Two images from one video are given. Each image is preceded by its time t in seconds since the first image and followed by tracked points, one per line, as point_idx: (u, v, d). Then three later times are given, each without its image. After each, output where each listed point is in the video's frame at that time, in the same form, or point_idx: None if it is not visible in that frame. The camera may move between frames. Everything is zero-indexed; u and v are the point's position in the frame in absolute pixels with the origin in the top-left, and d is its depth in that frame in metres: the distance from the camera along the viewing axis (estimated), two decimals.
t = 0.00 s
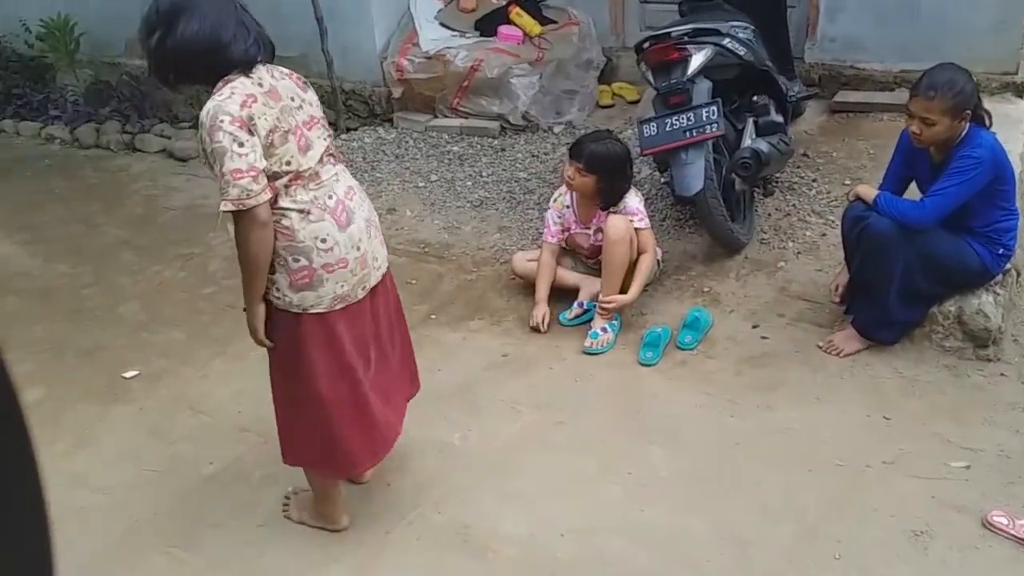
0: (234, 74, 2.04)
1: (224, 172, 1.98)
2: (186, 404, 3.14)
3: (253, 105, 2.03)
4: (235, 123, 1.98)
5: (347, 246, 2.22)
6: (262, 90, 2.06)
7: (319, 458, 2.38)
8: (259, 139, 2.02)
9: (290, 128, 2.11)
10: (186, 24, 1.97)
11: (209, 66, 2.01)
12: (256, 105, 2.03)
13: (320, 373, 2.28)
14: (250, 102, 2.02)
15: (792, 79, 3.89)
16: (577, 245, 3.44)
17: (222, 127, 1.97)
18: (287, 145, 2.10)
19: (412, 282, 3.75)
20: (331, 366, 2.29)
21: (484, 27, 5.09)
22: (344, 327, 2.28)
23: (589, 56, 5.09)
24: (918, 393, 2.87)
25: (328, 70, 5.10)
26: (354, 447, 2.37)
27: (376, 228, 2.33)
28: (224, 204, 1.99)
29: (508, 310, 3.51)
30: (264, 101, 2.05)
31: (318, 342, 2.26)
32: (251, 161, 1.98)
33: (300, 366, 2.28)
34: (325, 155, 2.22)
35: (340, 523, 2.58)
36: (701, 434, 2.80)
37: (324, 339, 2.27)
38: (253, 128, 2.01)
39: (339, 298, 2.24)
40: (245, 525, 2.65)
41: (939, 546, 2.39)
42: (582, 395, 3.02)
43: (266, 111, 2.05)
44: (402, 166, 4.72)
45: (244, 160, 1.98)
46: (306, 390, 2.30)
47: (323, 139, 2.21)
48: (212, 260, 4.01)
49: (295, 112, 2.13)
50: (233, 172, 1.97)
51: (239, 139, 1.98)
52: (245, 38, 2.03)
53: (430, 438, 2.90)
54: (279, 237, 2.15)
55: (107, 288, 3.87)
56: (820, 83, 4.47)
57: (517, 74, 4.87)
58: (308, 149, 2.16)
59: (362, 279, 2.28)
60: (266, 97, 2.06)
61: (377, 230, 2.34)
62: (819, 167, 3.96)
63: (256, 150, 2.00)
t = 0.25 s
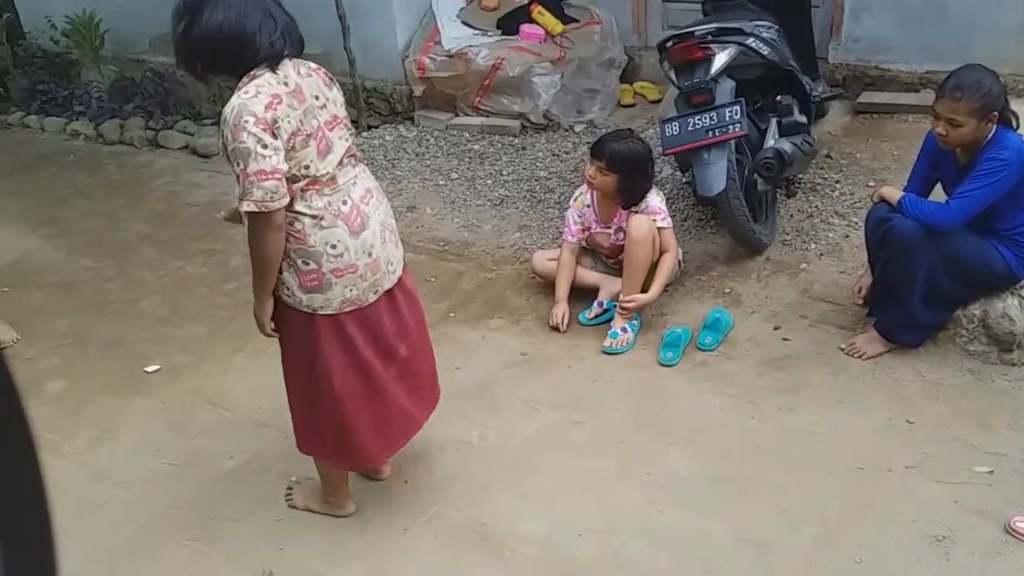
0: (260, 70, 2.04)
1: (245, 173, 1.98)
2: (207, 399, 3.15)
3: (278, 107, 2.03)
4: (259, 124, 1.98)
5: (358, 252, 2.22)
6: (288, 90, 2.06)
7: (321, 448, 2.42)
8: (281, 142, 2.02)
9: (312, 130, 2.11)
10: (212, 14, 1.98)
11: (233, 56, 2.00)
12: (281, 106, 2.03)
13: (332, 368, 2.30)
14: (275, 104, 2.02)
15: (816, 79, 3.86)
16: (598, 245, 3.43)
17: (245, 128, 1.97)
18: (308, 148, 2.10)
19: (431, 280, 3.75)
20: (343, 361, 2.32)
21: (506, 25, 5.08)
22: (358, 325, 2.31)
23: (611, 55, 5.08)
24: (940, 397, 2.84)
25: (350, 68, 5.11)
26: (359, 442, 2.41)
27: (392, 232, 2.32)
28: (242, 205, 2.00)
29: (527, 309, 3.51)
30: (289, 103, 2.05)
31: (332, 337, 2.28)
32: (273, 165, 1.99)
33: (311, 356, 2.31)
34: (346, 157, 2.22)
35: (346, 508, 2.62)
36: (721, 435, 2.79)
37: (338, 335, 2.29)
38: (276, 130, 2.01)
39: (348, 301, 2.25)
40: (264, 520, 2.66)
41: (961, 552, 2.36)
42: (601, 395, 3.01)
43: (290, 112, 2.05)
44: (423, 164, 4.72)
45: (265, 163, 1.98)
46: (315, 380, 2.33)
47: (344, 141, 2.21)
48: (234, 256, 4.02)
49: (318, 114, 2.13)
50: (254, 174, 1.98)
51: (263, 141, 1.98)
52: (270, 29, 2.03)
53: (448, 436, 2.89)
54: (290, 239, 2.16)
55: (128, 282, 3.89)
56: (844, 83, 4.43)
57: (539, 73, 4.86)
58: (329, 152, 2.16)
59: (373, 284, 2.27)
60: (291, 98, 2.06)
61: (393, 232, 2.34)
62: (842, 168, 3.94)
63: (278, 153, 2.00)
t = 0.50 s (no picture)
0: (289, 64, 2.06)
1: (260, 168, 2.01)
2: (236, 392, 3.16)
3: (302, 105, 2.05)
4: (280, 122, 2.01)
5: (369, 255, 2.24)
6: (315, 88, 2.07)
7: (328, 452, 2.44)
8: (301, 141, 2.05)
9: (334, 130, 2.12)
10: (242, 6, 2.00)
11: (261, 49, 2.02)
12: (305, 104, 2.05)
13: (335, 369, 2.32)
14: (299, 102, 2.04)
15: (852, 81, 3.82)
16: (629, 244, 3.41)
17: (265, 124, 2.00)
18: (330, 148, 2.12)
19: (460, 278, 3.75)
20: (346, 362, 2.33)
21: (538, 24, 5.07)
22: (365, 327, 2.32)
23: (642, 55, 5.05)
24: (974, 404, 2.80)
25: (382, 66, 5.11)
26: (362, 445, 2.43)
27: (409, 236, 2.33)
28: (250, 199, 2.03)
29: (556, 308, 3.49)
30: (313, 102, 2.07)
31: (337, 340, 2.30)
32: (288, 165, 2.02)
33: (317, 357, 2.33)
34: (369, 158, 2.23)
35: (372, 503, 2.62)
36: (751, 438, 2.76)
37: (343, 337, 2.31)
38: (297, 128, 2.04)
39: (355, 303, 2.27)
40: (291, 514, 2.66)
41: (994, 561, 2.33)
42: (630, 395, 2.99)
43: (314, 111, 2.07)
44: (452, 162, 4.72)
45: (280, 162, 2.01)
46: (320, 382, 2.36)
47: (368, 141, 2.22)
48: (264, 251, 4.03)
49: (344, 113, 2.14)
50: (268, 171, 2.01)
51: (281, 140, 2.01)
52: (297, 20, 2.05)
53: (475, 434, 2.89)
54: (303, 237, 2.21)
55: (160, 275, 3.92)
56: (879, 85, 4.37)
57: (570, 72, 4.85)
58: (351, 152, 2.17)
59: (382, 287, 2.28)
60: (317, 97, 2.08)
61: (411, 236, 2.34)
62: (876, 171, 3.90)
63: (295, 153, 2.03)
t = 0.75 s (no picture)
0: (315, 54, 2.06)
1: (259, 151, 2.02)
2: (261, 385, 3.17)
3: (322, 97, 2.05)
4: (293, 111, 2.02)
5: (390, 249, 2.23)
6: (338, 81, 2.08)
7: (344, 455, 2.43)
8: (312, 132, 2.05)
9: (354, 126, 2.13)
10: None
11: (285, 42, 2.02)
12: (325, 97, 2.05)
13: (351, 369, 2.32)
14: (319, 95, 2.05)
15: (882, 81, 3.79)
16: (655, 243, 3.39)
17: (279, 110, 2.01)
18: (345, 145, 2.12)
19: (484, 275, 3.74)
20: (362, 361, 2.33)
21: (566, 22, 5.08)
22: (381, 325, 2.31)
23: (670, 54, 5.02)
24: (1004, 409, 2.77)
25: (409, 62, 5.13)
26: (377, 444, 2.42)
27: (429, 230, 2.33)
28: (238, 171, 2.03)
29: (580, 306, 3.48)
30: (334, 96, 2.07)
31: (353, 337, 2.30)
32: (288, 155, 2.03)
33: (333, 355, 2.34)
34: (393, 153, 2.23)
35: (396, 498, 2.62)
36: (776, 440, 2.74)
37: (359, 334, 2.31)
38: (310, 119, 2.05)
39: (375, 297, 2.26)
40: (314, 507, 2.66)
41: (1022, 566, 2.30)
42: (654, 395, 2.97)
43: (333, 105, 2.07)
44: (477, 160, 4.71)
45: (280, 150, 2.02)
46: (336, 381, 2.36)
47: (391, 137, 2.21)
48: (291, 246, 4.04)
49: (366, 109, 2.14)
50: (266, 154, 2.02)
51: (290, 127, 2.02)
52: (322, 13, 2.05)
53: (498, 430, 2.88)
54: (322, 232, 2.21)
55: (187, 269, 3.93)
56: (910, 86, 4.34)
57: (597, 70, 4.83)
58: (371, 148, 2.17)
59: (402, 282, 2.28)
60: (339, 91, 2.08)
61: (431, 231, 2.34)
62: (906, 173, 3.86)
63: (300, 144, 2.04)
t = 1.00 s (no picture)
0: (349, 42, 2.06)
1: (270, 119, 2.07)
2: (292, 375, 3.18)
3: (343, 87, 2.06)
4: (310, 94, 2.04)
5: (404, 246, 2.22)
6: (365, 74, 2.07)
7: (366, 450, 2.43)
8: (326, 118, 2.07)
9: (376, 121, 2.11)
10: None
11: (322, 30, 2.04)
12: (346, 87, 2.06)
13: (368, 361, 2.32)
14: (340, 84, 2.05)
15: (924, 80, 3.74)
16: (689, 240, 3.36)
17: (297, 90, 2.04)
18: (361, 139, 2.12)
19: (515, 270, 3.73)
20: (380, 354, 2.33)
21: (602, 18, 5.05)
22: (401, 319, 2.30)
23: (707, 51, 4.97)
24: None
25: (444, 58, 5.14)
26: (397, 438, 2.41)
27: (451, 231, 2.30)
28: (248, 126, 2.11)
29: (611, 303, 3.46)
30: (357, 87, 2.07)
31: (372, 331, 2.30)
32: (295, 132, 2.07)
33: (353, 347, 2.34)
34: (420, 152, 2.21)
35: (424, 491, 2.62)
36: (809, 440, 2.71)
37: (378, 328, 2.31)
38: (326, 105, 2.06)
39: (388, 292, 2.25)
40: (343, 496, 2.66)
41: None
42: (684, 393, 2.95)
43: (354, 96, 2.07)
44: (510, 155, 4.70)
45: (287, 126, 2.06)
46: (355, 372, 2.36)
47: (419, 136, 2.19)
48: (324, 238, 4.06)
49: (392, 105, 2.12)
50: (273, 125, 2.07)
51: (302, 110, 2.05)
52: (362, 5, 2.06)
53: (527, 425, 2.87)
54: (340, 222, 2.22)
55: (221, 259, 3.96)
56: (951, 87, 4.27)
57: (632, 67, 4.80)
58: (392, 145, 2.15)
59: (416, 279, 2.26)
60: (363, 84, 2.07)
61: (456, 232, 2.32)
62: (946, 174, 3.81)
63: (309, 126, 2.07)
